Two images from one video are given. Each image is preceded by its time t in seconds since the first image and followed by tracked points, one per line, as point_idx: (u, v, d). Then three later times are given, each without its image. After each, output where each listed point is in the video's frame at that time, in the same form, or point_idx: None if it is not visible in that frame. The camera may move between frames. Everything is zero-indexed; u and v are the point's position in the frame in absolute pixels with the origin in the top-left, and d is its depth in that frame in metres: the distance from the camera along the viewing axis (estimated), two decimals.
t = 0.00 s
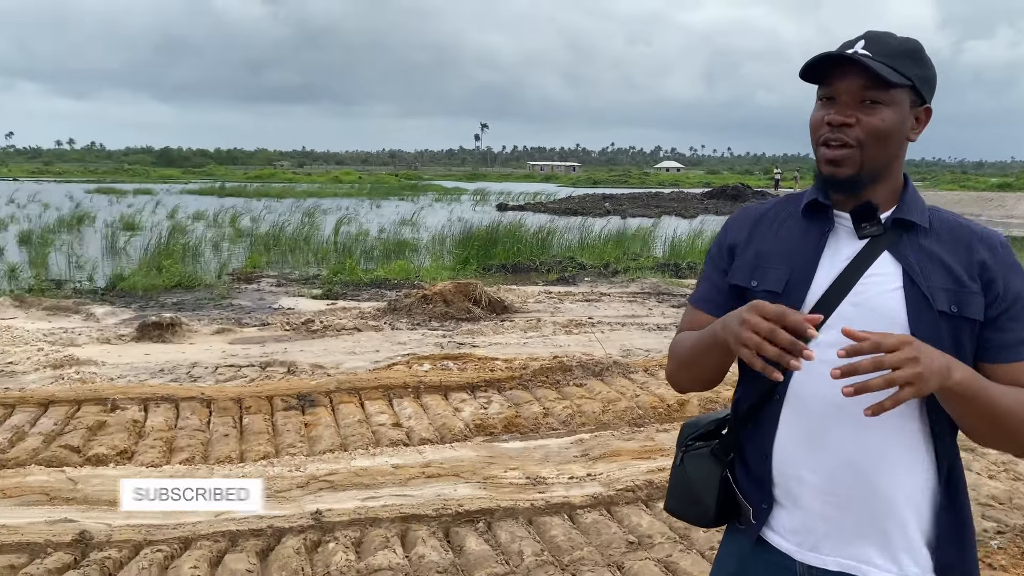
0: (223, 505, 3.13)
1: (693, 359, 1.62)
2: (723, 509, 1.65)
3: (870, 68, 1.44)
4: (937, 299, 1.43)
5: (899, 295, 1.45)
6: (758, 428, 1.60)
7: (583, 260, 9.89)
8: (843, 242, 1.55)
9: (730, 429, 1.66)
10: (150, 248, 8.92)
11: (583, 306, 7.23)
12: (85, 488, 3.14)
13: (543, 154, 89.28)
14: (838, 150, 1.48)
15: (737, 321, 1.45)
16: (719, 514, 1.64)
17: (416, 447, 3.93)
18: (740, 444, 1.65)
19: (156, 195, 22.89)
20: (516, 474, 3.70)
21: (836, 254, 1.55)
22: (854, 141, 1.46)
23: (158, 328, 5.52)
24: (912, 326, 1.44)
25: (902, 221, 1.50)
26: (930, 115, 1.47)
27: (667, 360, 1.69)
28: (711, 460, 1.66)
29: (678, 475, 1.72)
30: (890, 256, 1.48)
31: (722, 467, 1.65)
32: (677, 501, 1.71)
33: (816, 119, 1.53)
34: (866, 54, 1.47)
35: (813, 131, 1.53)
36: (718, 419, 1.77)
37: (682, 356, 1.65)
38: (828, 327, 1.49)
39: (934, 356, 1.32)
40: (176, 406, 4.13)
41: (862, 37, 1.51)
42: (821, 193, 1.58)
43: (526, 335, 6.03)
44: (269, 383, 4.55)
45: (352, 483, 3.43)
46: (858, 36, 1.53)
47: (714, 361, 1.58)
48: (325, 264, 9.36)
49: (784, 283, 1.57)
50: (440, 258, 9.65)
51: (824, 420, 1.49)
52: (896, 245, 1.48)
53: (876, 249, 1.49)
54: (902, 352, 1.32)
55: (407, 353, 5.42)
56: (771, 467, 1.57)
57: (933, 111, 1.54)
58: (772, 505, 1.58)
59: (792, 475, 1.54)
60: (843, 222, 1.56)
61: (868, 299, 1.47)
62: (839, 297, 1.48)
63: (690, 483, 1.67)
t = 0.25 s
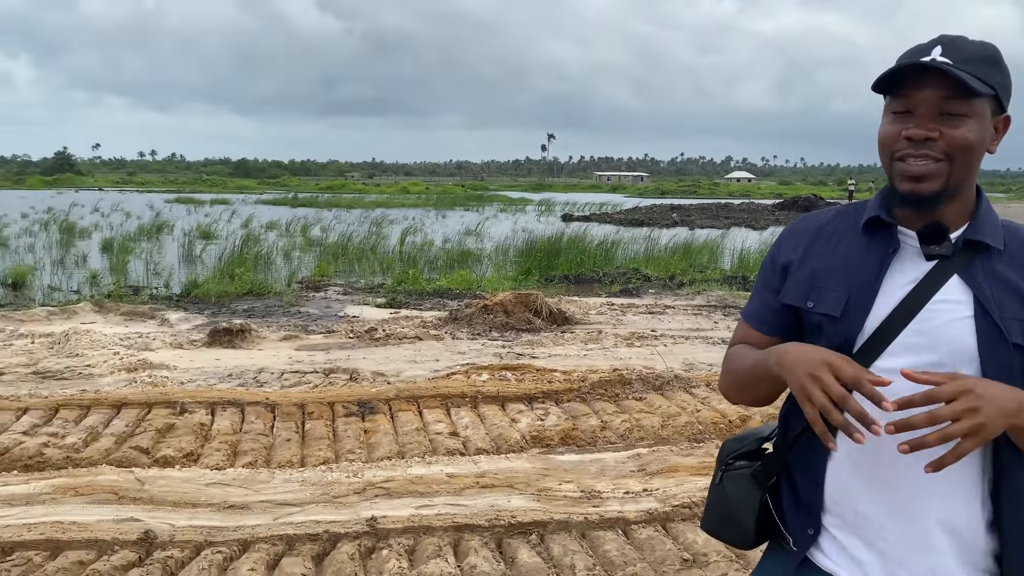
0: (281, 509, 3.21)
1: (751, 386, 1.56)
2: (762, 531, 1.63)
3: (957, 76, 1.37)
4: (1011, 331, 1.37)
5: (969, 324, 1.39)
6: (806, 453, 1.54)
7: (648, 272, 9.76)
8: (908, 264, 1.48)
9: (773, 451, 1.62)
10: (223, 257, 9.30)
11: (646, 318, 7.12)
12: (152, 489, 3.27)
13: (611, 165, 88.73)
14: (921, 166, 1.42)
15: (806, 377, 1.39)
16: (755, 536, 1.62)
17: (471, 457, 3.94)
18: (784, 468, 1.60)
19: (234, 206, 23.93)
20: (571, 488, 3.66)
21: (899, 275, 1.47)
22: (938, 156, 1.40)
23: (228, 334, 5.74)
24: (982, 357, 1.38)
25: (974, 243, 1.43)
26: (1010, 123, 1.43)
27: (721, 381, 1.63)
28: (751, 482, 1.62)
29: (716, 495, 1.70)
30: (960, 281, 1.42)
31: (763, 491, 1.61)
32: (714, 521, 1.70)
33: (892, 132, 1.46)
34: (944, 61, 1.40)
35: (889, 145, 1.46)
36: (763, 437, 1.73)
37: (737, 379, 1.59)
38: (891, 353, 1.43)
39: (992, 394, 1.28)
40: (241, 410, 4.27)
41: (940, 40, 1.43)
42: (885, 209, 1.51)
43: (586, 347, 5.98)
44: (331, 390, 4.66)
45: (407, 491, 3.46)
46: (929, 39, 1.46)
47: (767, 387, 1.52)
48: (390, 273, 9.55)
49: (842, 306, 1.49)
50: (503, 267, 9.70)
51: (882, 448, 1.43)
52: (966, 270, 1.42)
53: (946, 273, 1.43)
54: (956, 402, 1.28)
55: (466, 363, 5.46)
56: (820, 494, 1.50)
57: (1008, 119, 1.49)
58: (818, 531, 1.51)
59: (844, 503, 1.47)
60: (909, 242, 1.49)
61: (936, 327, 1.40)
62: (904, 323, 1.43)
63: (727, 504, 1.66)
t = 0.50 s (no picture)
0: (308, 515, 3.24)
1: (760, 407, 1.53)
2: (770, 543, 1.64)
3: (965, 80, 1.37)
4: (1020, 344, 1.38)
5: (978, 337, 1.39)
6: (812, 468, 1.54)
7: (680, 282, 9.65)
8: (916, 274, 1.47)
9: (777, 467, 1.62)
10: (258, 265, 9.46)
11: (677, 328, 7.04)
12: (182, 494, 3.34)
13: (646, 174, 88.18)
14: (931, 171, 1.40)
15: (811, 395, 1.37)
16: (764, 550, 1.64)
17: (497, 466, 3.93)
18: (789, 483, 1.60)
19: (271, 215, 24.39)
20: (596, 498, 3.63)
21: (906, 287, 1.46)
22: (948, 161, 1.39)
23: (261, 341, 5.84)
24: (991, 371, 1.39)
25: (981, 253, 1.43)
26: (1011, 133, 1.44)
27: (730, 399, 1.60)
28: (755, 499, 1.63)
29: (721, 510, 1.72)
30: (969, 293, 1.42)
31: (769, 506, 1.61)
32: (721, 536, 1.71)
33: (898, 137, 1.45)
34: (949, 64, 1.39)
35: (896, 152, 1.44)
36: (762, 449, 1.72)
37: (746, 400, 1.57)
38: (899, 367, 1.43)
39: (994, 411, 1.28)
40: (271, 417, 4.33)
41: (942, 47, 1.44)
42: (891, 220, 1.50)
43: (616, 357, 5.94)
44: (360, 397, 4.70)
45: (432, 499, 3.47)
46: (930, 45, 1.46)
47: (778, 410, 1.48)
48: (422, 281, 9.61)
49: (849, 319, 1.48)
50: (535, 277, 9.70)
51: (892, 460, 1.44)
52: (975, 281, 1.42)
53: (955, 284, 1.42)
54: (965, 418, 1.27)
55: (495, 372, 5.46)
56: (827, 508, 1.52)
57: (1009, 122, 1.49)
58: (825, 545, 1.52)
59: (852, 515, 1.48)
60: (916, 252, 1.48)
61: (944, 341, 1.40)
62: (912, 337, 1.42)
63: (732, 520, 1.67)
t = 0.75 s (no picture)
0: (295, 523, 3.25)
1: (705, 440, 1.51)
2: (716, 562, 1.62)
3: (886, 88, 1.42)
4: (944, 344, 1.41)
5: (904, 340, 1.41)
6: (754, 483, 1.53)
7: (675, 289, 9.69)
8: (842, 283, 1.49)
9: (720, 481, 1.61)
10: (253, 272, 9.49)
11: (670, 336, 7.07)
12: (170, 502, 3.34)
13: (644, 181, 88.45)
14: (858, 176, 1.44)
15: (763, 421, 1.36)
16: (710, 569, 1.62)
17: (486, 474, 3.94)
18: (732, 498, 1.59)
19: (268, 221, 24.45)
20: (584, 506, 3.64)
21: (836, 295, 1.48)
22: (874, 166, 1.42)
23: (253, 348, 5.85)
24: (918, 373, 1.41)
25: (902, 259, 1.47)
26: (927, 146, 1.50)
27: (669, 429, 1.58)
28: (699, 515, 1.62)
29: (668, 529, 1.70)
30: (894, 298, 1.44)
31: (714, 522, 1.60)
32: (669, 556, 1.69)
33: (826, 146, 1.48)
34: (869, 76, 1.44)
35: (824, 159, 1.47)
36: (703, 466, 1.72)
37: (688, 430, 1.55)
38: (833, 374, 1.44)
39: (921, 423, 1.30)
40: (261, 424, 4.34)
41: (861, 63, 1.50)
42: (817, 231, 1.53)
43: (608, 364, 5.95)
44: (350, 405, 4.71)
45: (420, 508, 3.48)
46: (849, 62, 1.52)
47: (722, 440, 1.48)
48: (417, 288, 9.64)
49: (784, 329, 1.46)
50: (530, 284, 9.74)
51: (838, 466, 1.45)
52: (897, 285, 1.45)
53: (880, 290, 1.45)
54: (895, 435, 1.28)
55: (487, 379, 5.47)
56: (769, 522, 1.50)
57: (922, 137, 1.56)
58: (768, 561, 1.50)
59: (797, 524, 1.47)
60: (842, 261, 1.50)
61: (872, 345, 1.42)
62: (843, 343, 1.43)
63: (679, 539, 1.66)
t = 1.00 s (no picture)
0: (262, 529, 3.23)
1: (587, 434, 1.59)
2: (623, 552, 1.65)
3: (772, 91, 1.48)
4: (828, 330, 1.47)
5: (791, 328, 1.47)
6: (656, 471, 1.56)
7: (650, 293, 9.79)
8: (732, 277, 1.53)
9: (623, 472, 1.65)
10: (226, 276, 9.41)
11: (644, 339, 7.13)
12: (135, 508, 3.31)
13: (622, 184, 89.02)
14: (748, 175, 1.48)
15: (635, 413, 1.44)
16: (616, 559, 1.64)
17: (457, 478, 3.95)
18: (637, 489, 1.62)
19: (244, 224, 24.26)
20: (554, 509, 3.66)
21: (726, 288, 1.52)
22: (762, 165, 1.48)
23: (224, 353, 5.81)
24: (806, 357, 1.46)
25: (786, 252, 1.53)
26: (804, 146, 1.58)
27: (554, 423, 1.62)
28: (605, 506, 1.65)
29: (577, 523, 1.72)
30: (779, 288, 1.50)
31: (619, 512, 1.63)
32: (578, 551, 1.71)
33: (717, 147, 1.52)
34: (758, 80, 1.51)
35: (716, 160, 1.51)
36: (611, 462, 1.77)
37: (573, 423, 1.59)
38: (725, 364, 1.48)
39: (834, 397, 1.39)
40: (230, 430, 4.31)
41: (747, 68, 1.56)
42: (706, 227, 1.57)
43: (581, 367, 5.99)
44: (321, 410, 4.70)
45: (389, 512, 3.48)
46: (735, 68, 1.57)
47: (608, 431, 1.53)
48: (392, 292, 9.63)
49: (679, 322, 1.50)
50: (507, 288, 9.77)
51: (742, 454, 1.49)
52: (783, 277, 1.50)
53: (766, 280, 1.50)
54: (812, 409, 1.36)
55: (460, 383, 5.48)
56: (669, 510, 1.54)
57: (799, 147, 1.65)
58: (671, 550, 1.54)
59: (706, 514, 1.50)
60: (729, 258, 1.55)
61: (763, 334, 1.47)
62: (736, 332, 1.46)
63: (586, 532, 1.68)
